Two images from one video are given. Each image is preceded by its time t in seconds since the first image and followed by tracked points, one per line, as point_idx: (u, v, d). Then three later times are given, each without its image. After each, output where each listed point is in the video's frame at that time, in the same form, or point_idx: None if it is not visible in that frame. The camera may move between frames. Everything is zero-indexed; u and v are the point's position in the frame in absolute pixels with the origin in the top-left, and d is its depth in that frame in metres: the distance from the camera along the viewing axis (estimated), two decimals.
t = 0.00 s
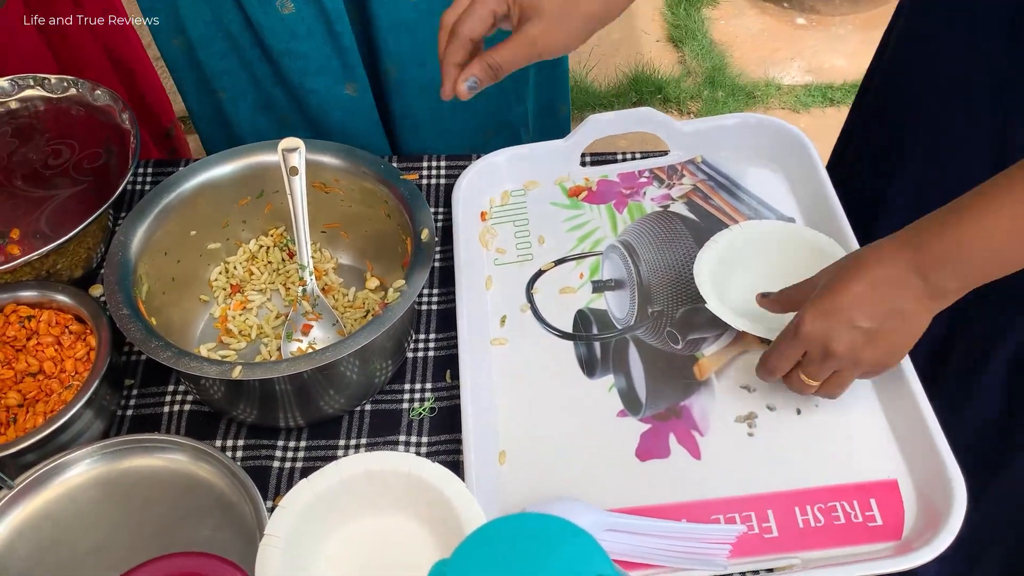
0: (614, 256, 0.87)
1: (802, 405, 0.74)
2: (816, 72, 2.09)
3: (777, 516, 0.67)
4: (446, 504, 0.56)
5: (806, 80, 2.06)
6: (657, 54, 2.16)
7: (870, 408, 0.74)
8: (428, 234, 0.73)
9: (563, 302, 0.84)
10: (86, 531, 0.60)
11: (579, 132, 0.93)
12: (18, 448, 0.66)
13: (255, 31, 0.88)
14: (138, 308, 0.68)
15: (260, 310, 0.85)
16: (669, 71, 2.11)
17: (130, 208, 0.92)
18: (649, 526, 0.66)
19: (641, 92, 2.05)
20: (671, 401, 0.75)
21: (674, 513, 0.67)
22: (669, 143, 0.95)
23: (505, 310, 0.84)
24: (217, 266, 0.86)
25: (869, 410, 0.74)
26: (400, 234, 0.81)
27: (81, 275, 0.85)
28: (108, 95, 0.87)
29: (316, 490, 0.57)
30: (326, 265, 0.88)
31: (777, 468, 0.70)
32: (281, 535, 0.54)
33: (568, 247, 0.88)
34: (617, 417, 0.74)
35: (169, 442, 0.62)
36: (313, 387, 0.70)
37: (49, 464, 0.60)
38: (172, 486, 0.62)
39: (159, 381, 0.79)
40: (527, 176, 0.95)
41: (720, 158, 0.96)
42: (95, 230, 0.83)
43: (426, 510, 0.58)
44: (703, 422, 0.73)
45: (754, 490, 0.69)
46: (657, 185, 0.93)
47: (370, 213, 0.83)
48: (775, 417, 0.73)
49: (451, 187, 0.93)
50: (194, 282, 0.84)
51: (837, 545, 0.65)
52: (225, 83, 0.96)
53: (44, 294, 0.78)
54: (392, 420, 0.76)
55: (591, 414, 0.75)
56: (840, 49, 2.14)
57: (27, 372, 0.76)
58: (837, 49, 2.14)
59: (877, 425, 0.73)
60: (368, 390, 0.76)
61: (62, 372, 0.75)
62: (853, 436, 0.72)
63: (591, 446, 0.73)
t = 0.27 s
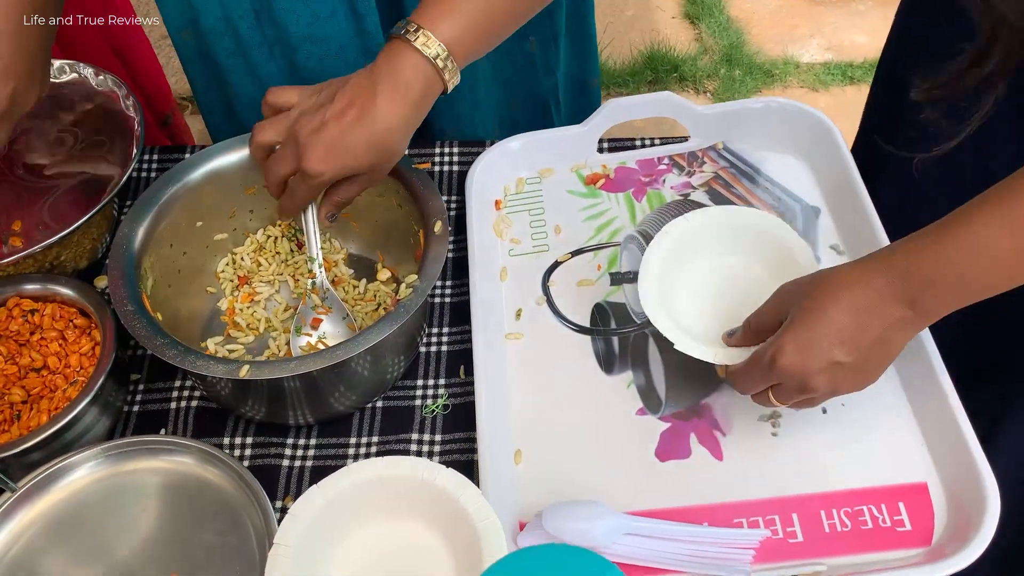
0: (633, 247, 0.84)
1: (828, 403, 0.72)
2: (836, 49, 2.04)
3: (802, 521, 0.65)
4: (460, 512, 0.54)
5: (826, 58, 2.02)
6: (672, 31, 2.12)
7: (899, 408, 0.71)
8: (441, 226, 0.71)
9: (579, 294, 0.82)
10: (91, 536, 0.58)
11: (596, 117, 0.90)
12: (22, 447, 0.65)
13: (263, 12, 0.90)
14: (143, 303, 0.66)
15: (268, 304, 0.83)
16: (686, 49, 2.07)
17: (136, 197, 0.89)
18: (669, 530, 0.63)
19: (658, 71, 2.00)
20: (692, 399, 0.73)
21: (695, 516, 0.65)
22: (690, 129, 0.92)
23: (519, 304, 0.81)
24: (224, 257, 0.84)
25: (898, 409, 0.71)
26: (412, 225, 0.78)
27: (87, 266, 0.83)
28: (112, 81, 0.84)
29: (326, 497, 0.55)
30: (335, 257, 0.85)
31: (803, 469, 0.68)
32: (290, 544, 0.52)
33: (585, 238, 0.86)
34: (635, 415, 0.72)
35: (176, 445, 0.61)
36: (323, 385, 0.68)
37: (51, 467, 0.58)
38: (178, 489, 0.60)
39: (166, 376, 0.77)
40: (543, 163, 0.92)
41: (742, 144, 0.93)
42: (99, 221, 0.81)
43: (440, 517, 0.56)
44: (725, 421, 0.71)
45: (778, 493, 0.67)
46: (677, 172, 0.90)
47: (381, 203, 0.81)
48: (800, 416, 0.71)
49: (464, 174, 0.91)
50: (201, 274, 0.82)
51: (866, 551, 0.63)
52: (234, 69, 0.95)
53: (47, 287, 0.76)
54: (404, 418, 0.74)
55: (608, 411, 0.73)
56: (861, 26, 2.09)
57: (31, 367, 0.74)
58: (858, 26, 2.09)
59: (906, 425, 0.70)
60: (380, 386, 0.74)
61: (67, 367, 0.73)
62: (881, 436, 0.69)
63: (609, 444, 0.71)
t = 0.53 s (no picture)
0: (640, 249, 0.83)
1: (838, 412, 0.70)
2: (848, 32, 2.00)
3: (811, 533, 0.63)
4: (463, 532, 0.53)
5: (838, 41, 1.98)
6: (681, 14, 2.09)
7: (910, 417, 0.70)
8: (444, 232, 0.70)
9: (585, 298, 0.80)
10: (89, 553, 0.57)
11: (602, 114, 0.88)
12: (21, 459, 0.64)
13: (274, 7, 0.88)
14: (141, 311, 0.65)
15: (270, 307, 0.82)
16: (695, 32, 2.03)
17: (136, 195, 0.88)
18: (675, 544, 0.62)
19: (666, 55, 1.97)
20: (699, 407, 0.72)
21: (702, 529, 0.64)
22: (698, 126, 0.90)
23: (524, 307, 0.80)
24: (225, 260, 0.83)
25: (909, 418, 0.70)
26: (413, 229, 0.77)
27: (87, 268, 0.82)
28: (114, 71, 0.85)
29: (326, 516, 0.54)
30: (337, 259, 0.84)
31: (812, 480, 0.67)
32: (289, 566, 0.51)
33: (591, 239, 0.84)
34: (641, 423, 0.71)
35: (175, 459, 0.60)
36: (324, 393, 0.67)
37: (46, 484, 0.58)
38: (177, 505, 0.59)
39: (166, 382, 0.77)
40: (548, 161, 0.90)
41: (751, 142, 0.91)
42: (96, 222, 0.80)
43: (441, 536, 0.55)
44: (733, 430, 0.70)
45: (787, 505, 0.65)
46: (685, 171, 0.88)
47: (384, 205, 0.79)
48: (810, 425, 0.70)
49: (468, 172, 0.89)
50: (201, 277, 0.81)
51: (876, 565, 0.61)
52: (242, 67, 0.94)
53: (46, 292, 0.75)
54: (407, 425, 0.73)
55: (614, 419, 0.72)
56: (873, 8, 2.05)
57: (30, 374, 0.73)
58: (870, 8, 2.05)
59: (917, 434, 0.69)
60: (383, 393, 0.73)
61: (66, 374, 0.72)
62: (891, 445, 0.68)
63: (614, 453, 0.70)
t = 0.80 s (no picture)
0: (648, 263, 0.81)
1: (848, 438, 0.69)
2: (871, 26, 1.96)
3: (816, 565, 0.62)
4: (458, 567, 0.52)
5: (860, 35, 1.95)
6: (700, 6, 2.05)
7: (921, 441, 0.68)
8: (445, 250, 0.68)
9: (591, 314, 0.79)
10: None
11: (612, 124, 0.87)
12: (19, 479, 0.63)
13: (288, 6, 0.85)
14: (139, 330, 0.65)
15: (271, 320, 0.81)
16: (714, 25, 2.00)
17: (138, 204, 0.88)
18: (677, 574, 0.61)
19: (685, 49, 1.94)
20: (706, 430, 0.70)
21: (705, 558, 0.63)
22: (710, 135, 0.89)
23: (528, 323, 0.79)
24: (228, 271, 0.82)
25: (920, 442, 0.68)
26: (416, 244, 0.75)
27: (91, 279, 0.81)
28: None
29: (320, 548, 0.53)
30: (340, 271, 0.83)
31: (820, 509, 0.65)
32: None
33: (598, 252, 0.83)
34: (646, 446, 0.70)
35: (171, 483, 0.59)
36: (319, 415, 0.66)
37: (40, 507, 0.57)
38: (173, 529, 0.59)
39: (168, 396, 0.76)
40: (556, 171, 0.88)
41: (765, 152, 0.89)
42: (90, 227, 0.78)
43: (437, 569, 0.54)
44: (739, 454, 0.69)
45: (793, 534, 0.64)
46: (696, 182, 0.87)
47: (387, 219, 0.78)
48: (819, 451, 0.68)
49: (475, 182, 0.88)
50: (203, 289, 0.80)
51: None
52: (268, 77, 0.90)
53: (47, 305, 0.74)
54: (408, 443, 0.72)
55: (617, 441, 0.70)
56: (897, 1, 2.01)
57: (31, 388, 0.73)
58: (894, 2, 2.01)
59: (928, 459, 0.67)
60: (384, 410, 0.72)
61: (67, 389, 0.72)
62: (901, 472, 0.67)
63: (617, 477, 0.68)
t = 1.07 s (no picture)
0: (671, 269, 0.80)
1: (870, 451, 0.68)
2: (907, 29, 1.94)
3: None
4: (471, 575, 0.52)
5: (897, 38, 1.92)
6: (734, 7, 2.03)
7: (945, 456, 0.67)
8: (471, 255, 0.68)
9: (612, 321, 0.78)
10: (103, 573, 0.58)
11: (637, 128, 0.86)
12: (42, 474, 0.64)
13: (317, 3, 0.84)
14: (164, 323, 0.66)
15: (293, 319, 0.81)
16: (748, 26, 1.98)
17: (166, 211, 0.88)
18: None
19: (717, 50, 1.92)
20: (726, 441, 0.69)
21: (723, 569, 0.62)
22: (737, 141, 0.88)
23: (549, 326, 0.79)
24: (251, 268, 0.82)
25: (943, 456, 0.67)
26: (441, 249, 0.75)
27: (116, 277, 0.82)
28: None
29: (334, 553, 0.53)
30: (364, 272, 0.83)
31: (841, 523, 0.64)
32: None
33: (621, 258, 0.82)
34: (665, 456, 0.69)
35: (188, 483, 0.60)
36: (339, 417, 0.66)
37: (59, 503, 0.58)
38: (190, 529, 0.60)
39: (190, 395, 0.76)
40: (580, 175, 0.88)
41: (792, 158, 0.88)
42: (116, 226, 0.79)
43: None
44: (760, 466, 0.68)
45: (813, 548, 0.63)
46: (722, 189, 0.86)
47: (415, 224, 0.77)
48: (841, 465, 0.67)
49: (498, 185, 0.88)
50: (227, 284, 0.81)
51: None
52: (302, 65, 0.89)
53: (73, 303, 0.75)
54: (426, 448, 0.72)
55: (636, 450, 0.70)
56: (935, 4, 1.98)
57: (56, 386, 0.73)
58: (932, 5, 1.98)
59: (952, 475, 0.66)
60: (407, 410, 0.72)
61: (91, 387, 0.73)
62: (924, 488, 0.65)
63: (635, 486, 0.68)
